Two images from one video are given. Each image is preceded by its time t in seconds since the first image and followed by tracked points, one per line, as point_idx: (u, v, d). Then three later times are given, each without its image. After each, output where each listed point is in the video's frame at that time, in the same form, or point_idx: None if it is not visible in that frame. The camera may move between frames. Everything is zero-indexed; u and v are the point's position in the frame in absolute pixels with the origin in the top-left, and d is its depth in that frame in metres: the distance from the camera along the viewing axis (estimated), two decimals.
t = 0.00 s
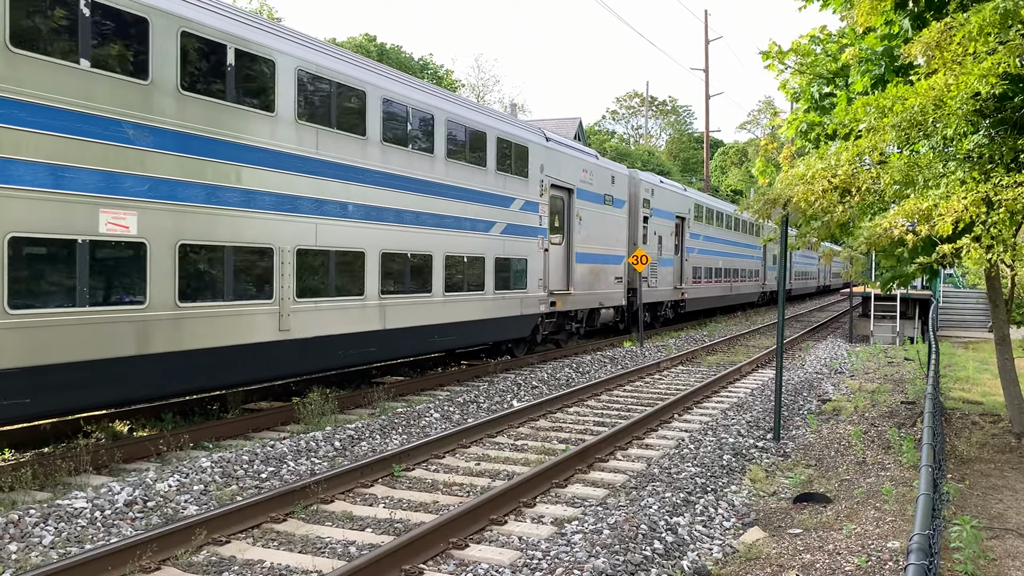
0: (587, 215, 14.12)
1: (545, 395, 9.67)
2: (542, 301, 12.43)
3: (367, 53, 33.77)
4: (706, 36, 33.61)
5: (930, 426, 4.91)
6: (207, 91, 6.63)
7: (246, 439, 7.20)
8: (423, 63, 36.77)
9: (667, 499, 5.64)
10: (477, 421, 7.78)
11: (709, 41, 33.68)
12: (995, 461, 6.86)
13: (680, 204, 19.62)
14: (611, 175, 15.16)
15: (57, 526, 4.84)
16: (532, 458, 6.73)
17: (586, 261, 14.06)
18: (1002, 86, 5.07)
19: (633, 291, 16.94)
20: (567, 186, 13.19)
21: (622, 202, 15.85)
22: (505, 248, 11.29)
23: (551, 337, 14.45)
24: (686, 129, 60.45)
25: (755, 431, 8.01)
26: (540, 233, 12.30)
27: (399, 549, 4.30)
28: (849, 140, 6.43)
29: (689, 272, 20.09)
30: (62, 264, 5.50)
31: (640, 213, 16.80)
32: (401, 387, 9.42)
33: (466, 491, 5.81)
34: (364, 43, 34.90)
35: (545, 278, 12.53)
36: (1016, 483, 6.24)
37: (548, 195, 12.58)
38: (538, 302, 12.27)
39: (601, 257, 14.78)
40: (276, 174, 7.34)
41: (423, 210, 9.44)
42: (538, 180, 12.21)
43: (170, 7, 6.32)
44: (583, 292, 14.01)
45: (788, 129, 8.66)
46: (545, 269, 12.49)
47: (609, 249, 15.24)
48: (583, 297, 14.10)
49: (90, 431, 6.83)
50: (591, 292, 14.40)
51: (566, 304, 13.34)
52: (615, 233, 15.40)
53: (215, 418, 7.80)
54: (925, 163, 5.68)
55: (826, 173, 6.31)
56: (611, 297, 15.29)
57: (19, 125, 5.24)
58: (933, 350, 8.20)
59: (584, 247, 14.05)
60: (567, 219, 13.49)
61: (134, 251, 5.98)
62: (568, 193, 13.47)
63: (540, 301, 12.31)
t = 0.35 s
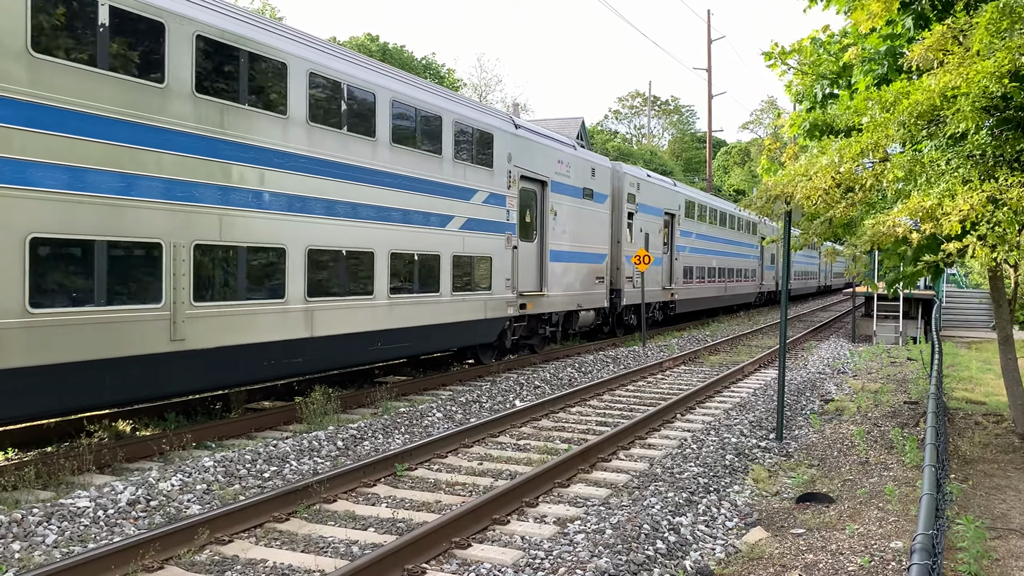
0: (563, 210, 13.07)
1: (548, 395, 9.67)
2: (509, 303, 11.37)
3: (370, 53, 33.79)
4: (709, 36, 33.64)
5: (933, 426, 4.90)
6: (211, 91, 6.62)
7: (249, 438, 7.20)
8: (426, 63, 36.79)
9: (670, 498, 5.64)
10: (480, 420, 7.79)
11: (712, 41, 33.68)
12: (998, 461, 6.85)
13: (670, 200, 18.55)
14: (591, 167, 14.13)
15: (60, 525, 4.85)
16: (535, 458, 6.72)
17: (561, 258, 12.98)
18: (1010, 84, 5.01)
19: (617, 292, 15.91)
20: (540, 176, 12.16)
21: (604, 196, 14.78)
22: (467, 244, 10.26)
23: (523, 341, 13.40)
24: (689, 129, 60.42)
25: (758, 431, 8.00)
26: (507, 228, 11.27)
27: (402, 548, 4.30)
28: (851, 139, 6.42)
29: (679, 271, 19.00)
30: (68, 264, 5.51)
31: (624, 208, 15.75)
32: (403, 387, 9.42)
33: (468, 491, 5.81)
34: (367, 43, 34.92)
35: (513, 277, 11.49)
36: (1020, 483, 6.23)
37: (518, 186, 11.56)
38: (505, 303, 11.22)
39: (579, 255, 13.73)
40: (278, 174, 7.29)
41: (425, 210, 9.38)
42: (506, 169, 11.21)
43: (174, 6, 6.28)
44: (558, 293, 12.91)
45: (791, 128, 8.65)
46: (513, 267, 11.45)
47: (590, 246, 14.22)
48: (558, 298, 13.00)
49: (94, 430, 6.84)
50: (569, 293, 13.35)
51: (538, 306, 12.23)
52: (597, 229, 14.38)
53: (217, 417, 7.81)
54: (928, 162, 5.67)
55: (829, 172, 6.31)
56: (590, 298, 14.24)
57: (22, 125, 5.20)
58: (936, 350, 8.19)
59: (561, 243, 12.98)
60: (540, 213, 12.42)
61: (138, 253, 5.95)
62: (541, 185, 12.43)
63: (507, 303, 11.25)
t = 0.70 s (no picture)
0: (532, 203, 11.94)
1: (549, 394, 9.66)
2: (469, 305, 10.31)
3: (372, 52, 33.79)
4: (711, 36, 33.63)
5: (936, 427, 4.89)
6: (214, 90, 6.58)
7: (250, 437, 7.21)
8: (428, 62, 36.80)
9: (671, 498, 5.63)
10: (482, 420, 7.78)
11: (714, 40, 33.66)
12: (1000, 461, 6.84)
13: (657, 195, 17.54)
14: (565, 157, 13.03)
15: (62, 524, 4.86)
16: (536, 457, 6.72)
17: (530, 256, 11.85)
18: (1015, 86, 4.96)
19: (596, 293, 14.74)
20: (504, 167, 11.06)
21: (581, 189, 13.62)
22: (415, 240, 9.11)
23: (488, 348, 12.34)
24: (691, 129, 60.39)
25: (760, 431, 8.00)
26: (466, 222, 10.18)
27: (403, 548, 4.30)
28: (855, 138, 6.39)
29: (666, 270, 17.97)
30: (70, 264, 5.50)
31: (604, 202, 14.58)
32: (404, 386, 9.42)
33: (469, 491, 5.81)
34: (369, 43, 34.92)
35: (474, 277, 10.41)
36: (1022, 484, 6.22)
37: (478, 176, 10.43)
38: (463, 306, 10.13)
39: (552, 252, 12.60)
40: (280, 172, 7.25)
41: (428, 208, 9.33)
42: (465, 157, 10.12)
43: (179, 6, 6.25)
44: (526, 294, 11.78)
45: (794, 127, 8.63)
46: (473, 266, 10.34)
47: (565, 243, 13.07)
48: (527, 300, 11.87)
49: (96, 429, 6.85)
50: (539, 294, 12.21)
51: (503, 308, 11.16)
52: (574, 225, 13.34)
53: (219, 416, 7.81)
54: (932, 162, 5.65)
55: (832, 172, 6.30)
56: (565, 299, 13.12)
57: (29, 125, 5.19)
58: (938, 350, 8.17)
59: (531, 239, 11.89)
60: (508, 207, 11.33)
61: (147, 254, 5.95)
62: (507, 177, 11.34)
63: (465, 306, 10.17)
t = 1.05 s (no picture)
0: (496, 196, 10.81)
1: (552, 395, 9.66)
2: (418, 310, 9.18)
3: (375, 52, 33.81)
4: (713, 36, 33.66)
5: (939, 426, 4.90)
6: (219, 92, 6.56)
7: (253, 438, 7.22)
8: (430, 62, 36.83)
9: (674, 499, 5.63)
10: (484, 420, 7.79)
11: (716, 41, 33.68)
12: (1003, 462, 6.84)
13: (640, 190, 16.53)
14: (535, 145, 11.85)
15: (65, 524, 4.86)
16: (539, 458, 6.72)
17: (492, 255, 10.73)
18: (1020, 86, 4.89)
19: (573, 294, 13.69)
20: (460, 155, 9.89)
21: (552, 182, 12.41)
22: (353, 236, 8.05)
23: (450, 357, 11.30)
24: (693, 129, 60.38)
25: (762, 432, 8.00)
26: (415, 216, 9.09)
27: (405, 549, 4.30)
28: (859, 138, 6.37)
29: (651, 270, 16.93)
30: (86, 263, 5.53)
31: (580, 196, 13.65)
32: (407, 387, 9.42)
33: (472, 491, 5.81)
34: (372, 43, 34.95)
35: (423, 278, 9.25)
36: None
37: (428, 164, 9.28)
38: (410, 311, 8.97)
39: (520, 250, 11.47)
40: (287, 173, 7.23)
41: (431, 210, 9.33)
42: (411, 143, 8.98)
43: (183, 7, 6.21)
44: (486, 297, 10.62)
45: (797, 128, 8.63)
46: (422, 265, 9.20)
47: (534, 240, 11.95)
48: (488, 303, 10.72)
49: (99, 430, 6.85)
50: (504, 297, 11.05)
51: (459, 313, 10.03)
52: (545, 219, 12.22)
53: (222, 416, 7.82)
54: (936, 162, 5.62)
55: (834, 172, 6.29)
56: (535, 302, 12.01)
57: (41, 126, 5.21)
58: (941, 351, 8.17)
59: (493, 236, 10.76)
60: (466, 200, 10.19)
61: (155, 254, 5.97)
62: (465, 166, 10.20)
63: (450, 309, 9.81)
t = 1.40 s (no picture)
0: (453, 188, 9.55)
1: (556, 397, 9.66)
2: (352, 318, 7.90)
3: (379, 55, 33.86)
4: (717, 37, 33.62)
5: (944, 428, 4.90)
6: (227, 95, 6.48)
7: (258, 440, 7.22)
8: (434, 65, 36.87)
9: (679, 501, 5.62)
10: (489, 422, 7.79)
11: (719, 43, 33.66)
12: (1009, 464, 6.82)
13: (626, 186, 15.36)
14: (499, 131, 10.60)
15: (71, 526, 4.88)
16: (543, 460, 6.72)
17: (447, 255, 9.48)
18: None
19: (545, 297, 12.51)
20: (404, 141, 8.61)
21: (520, 173, 11.14)
22: (272, 233, 6.87)
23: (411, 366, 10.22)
24: (697, 131, 60.34)
25: (767, 433, 7.99)
26: (348, 209, 7.82)
27: (410, 550, 4.30)
28: (862, 138, 6.37)
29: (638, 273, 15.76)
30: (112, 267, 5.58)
31: (552, 189, 12.35)
32: (411, 389, 9.41)
33: (476, 493, 5.82)
34: (375, 45, 35.01)
35: (356, 281, 7.95)
36: None
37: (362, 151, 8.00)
38: (340, 319, 7.70)
39: (479, 249, 10.18)
40: (302, 177, 7.21)
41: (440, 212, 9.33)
42: (340, 124, 7.70)
43: (180, 7, 6.06)
44: (439, 301, 9.35)
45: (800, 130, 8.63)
46: (355, 266, 7.90)
47: (497, 237, 10.66)
48: (442, 309, 9.46)
49: (104, 432, 6.87)
50: (460, 301, 9.78)
51: (406, 320, 8.76)
52: (509, 214, 10.94)
53: (227, 419, 7.83)
54: (940, 162, 5.60)
55: (838, 171, 6.30)
56: (499, 308, 10.74)
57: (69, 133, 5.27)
58: (947, 353, 8.15)
59: (448, 233, 9.51)
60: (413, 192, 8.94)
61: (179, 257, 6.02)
62: (413, 154, 8.93)
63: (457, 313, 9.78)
